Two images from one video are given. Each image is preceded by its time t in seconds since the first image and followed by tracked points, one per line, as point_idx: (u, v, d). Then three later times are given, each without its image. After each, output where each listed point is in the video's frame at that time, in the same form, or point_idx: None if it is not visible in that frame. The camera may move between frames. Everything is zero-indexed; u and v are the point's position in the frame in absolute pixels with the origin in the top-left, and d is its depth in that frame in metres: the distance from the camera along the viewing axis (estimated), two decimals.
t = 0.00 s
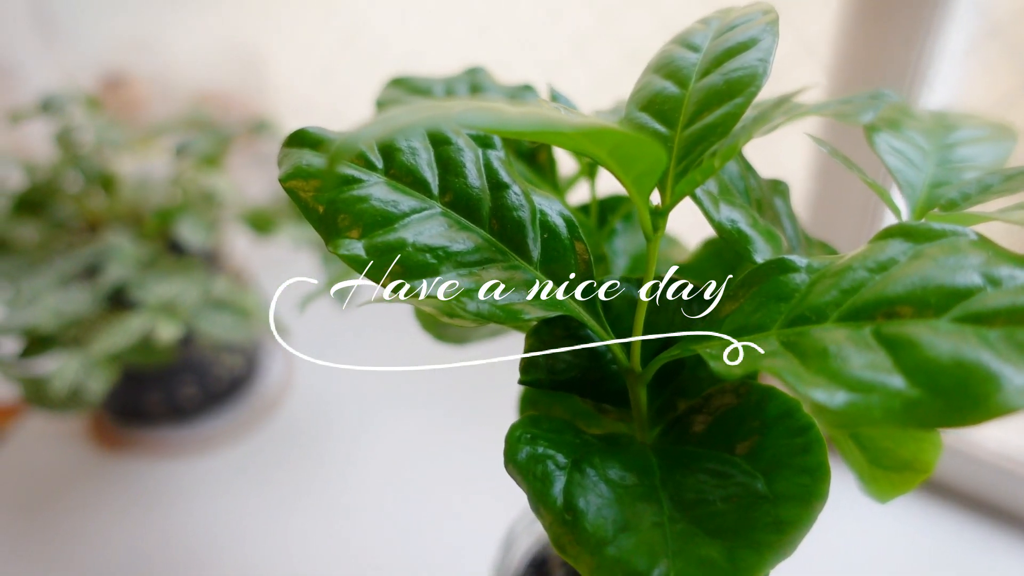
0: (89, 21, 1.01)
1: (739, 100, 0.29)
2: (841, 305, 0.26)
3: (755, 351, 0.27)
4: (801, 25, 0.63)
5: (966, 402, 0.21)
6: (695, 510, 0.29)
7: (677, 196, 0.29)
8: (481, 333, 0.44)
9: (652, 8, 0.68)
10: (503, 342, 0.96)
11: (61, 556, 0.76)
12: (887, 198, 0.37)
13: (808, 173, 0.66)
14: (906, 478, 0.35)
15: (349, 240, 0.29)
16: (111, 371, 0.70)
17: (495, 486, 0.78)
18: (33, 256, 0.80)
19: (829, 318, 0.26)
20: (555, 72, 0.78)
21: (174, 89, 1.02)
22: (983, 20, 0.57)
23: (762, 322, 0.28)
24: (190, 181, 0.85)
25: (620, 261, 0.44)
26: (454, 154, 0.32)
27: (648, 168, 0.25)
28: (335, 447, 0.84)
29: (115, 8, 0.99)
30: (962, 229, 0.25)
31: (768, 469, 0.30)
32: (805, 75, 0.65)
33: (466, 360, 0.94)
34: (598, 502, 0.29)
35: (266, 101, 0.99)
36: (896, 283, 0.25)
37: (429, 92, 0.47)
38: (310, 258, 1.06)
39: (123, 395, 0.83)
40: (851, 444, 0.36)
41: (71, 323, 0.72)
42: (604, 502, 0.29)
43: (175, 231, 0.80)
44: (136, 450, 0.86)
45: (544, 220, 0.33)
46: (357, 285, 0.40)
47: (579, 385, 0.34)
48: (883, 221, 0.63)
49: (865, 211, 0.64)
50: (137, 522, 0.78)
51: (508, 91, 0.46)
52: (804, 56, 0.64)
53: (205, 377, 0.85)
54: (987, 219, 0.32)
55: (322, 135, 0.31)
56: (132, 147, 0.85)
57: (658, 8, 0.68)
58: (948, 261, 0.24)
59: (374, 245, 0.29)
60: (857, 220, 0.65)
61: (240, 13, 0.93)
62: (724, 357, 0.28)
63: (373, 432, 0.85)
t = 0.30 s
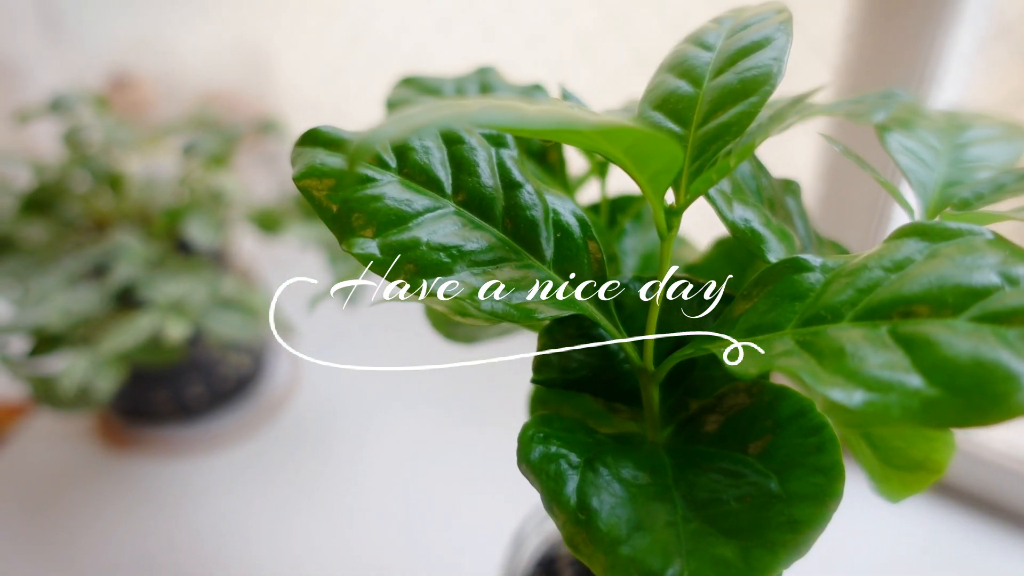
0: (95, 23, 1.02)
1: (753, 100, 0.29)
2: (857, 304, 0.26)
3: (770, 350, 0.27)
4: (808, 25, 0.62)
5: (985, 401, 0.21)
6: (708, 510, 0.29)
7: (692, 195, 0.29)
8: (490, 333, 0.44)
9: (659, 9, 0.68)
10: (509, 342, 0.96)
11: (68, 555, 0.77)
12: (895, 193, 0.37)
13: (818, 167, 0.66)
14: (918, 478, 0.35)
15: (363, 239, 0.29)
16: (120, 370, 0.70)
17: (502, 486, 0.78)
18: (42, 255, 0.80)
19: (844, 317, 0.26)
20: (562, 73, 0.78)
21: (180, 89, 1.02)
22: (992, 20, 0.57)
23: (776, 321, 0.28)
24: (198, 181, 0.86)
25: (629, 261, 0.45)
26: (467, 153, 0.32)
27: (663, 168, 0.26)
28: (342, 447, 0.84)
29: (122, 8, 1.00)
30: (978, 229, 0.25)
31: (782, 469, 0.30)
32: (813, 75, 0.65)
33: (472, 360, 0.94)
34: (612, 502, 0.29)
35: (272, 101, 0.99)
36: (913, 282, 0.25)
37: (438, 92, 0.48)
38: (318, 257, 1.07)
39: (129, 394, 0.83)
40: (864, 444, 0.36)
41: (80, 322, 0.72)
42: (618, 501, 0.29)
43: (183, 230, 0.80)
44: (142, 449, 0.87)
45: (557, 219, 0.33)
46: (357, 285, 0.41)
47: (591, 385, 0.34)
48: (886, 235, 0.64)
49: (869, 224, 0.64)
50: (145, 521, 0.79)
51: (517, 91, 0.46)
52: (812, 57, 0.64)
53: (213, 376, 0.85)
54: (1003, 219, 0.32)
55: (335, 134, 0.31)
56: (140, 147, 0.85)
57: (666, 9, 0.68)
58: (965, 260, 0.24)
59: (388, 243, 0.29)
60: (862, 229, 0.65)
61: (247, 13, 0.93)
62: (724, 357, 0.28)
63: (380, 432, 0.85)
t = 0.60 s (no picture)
0: (99, 23, 1.02)
1: (763, 99, 0.29)
2: (866, 303, 0.26)
3: (780, 348, 0.27)
4: (813, 26, 0.62)
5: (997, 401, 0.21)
6: (717, 508, 0.29)
7: (702, 193, 0.29)
8: (497, 331, 0.44)
9: (663, 9, 0.68)
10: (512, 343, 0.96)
11: (73, 554, 0.77)
12: (903, 190, 0.37)
13: (821, 168, 0.66)
14: (926, 477, 0.35)
15: (373, 238, 0.29)
16: (125, 369, 0.70)
17: (505, 486, 0.78)
18: (47, 254, 0.80)
19: (855, 315, 0.26)
20: (565, 73, 0.78)
21: (183, 89, 1.02)
22: (998, 20, 0.57)
23: (786, 320, 0.28)
24: (202, 181, 0.86)
25: (635, 260, 0.45)
26: (476, 152, 0.32)
27: (674, 166, 0.26)
28: (345, 446, 0.84)
29: (125, 7, 1.00)
30: (989, 228, 0.25)
31: (791, 467, 0.30)
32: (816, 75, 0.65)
33: (475, 360, 0.94)
34: (621, 500, 0.29)
35: (275, 101, 0.99)
36: (923, 281, 0.25)
37: (445, 91, 0.48)
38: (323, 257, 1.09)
39: (134, 393, 0.83)
40: (871, 444, 0.36)
41: (85, 321, 0.72)
42: (626, 499, 0.29)
43: (188, 229, 0.81)
44: (146, 448, 0.87)
45: (565, 218, 0.33)
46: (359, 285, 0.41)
47: (599, 383, 0.34)
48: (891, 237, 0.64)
49: (873, 225, 0.65)
50: (149, 520, 0.79)
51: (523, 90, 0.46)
52: (816, 57, 0.63)
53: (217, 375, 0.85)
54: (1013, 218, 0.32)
55: (344, 133, 0.31)
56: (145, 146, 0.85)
57: (670, 9, 0.67)
58: (975, 259, 0.24)
59: (398, 242, 0.29)
60: (866, 231, 0.66)
61: (251, 13, 0.93)
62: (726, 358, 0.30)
63: (383, 431, 0.85)
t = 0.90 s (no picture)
0: (104, 22, 1.02)
1: (774, 97, 0.29)
2: (877, 302, 0.26)
3: (791, 347, 0.27)
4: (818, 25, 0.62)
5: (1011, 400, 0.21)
6: (727, 507, 0.29)
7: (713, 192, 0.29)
8: (504, 330, 0.44)
9: (667, 8, 0.68)
10: (517, 343, 0.96)
11: (76, 552, 0.77)
12: (909, 188, 0.37)
13: (827, 169, 0.66)
14: (935, 477, 0.35)
15: (383, 237, 0.29)
16: (130, 368, 0.70)
17: (510, 486, 0.78)
18: (52, 253, 0.81)
19: (865, 315, 0.26)
20: (570, 73, 0.78)
21: (188, 88, 1.03)
22: (1003, 20, 0.56)
23: (796, 319, 0.28)
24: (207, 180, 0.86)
25: (642, 259, 0.45)
26: (485, 151, 0.32)
27: (685, 164, 0.26)
28: (349, 446, 0.84)
29: (130, 7, 1.00)
30: (1000, 227, 0.25)
31: (800, 467, 0.30)
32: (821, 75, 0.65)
33: (478, 360, 0.94)
34: (630, 499, 0.29)
35: (280, 101, 1.00)
36: (935, 280, 0.25)
37: (452, 90, 0.48)
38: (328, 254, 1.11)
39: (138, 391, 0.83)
40: (880, 444, 0.36)
41: (90, 320, 0.73)
42: (636, 497, 0.29)
43: (193, 228, 0.81)
44: (150, 446, 0.87)
45: (574, 217, 0.33)
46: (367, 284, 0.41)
47: (608, 381, 0.34)
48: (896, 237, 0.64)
49: (879, 224, 0.64)
50: (153, 519, 0.79)
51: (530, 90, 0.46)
52: (821, 57, 0.63)
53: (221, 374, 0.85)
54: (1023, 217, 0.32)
55: (353, 132, 0.31)
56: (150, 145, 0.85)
57: (674, 8, 0.67)
58: (987, 258, 0.24)
59: (408, 241, 0.29)
60: (871, 231, 0.65)
61: (255, 13, 0.93)
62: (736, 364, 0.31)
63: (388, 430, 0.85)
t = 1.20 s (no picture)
0: (108, 22, 1.02)
1: (785, 96, 0.29)
2: (891, 301, 0.26)
3: (804, 346, 0.27)
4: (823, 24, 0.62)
5: None
6: (738, 507, 0.29)
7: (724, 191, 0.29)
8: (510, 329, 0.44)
9: (672, 8, 0.68)
10: (521, 343, 0.96)
11: (80, 552, 0.77)
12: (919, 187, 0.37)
13: (834, 166, 0.66)
14: (944, 476, 0.35)
15: (393, 235, 0.29)
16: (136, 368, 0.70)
17: (516, 485, 0.78)
18: (57, 252, 0.81)
19: (879, 314, 0.26)
20: (574, 72, 0.78)
21: (191, 87, 1.03)
22: (1009, 19, 0.56)
23: (808, 318, 0.28)
24: (211, 180, 0.86)
25: (649, 258, 0.45)
26: (495, 149, 0.32)
27: (698, 163, 0.26)
28: (354, 445, 0.84)
29: (134, 6, 1.00)
30: (1015, 226, 0.25)
31: (811, 466, 0.30)
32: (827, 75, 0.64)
33: (481, 359, 0.94)
34: (642, 499, 0.29)
35: (284, 100, 1.00)
36: (949, 279, 0.24)
37: (459, 89, 0.48)
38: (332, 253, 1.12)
39: (141, 391, 0.83)
40: (889, 442, 0.36)
41: (96, 319, 0.73)
42: (647, 497, 0.29)
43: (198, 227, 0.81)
44: (154, 446, 0.87)
45: (585, 216, 0.32)
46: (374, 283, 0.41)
47: (618, 381, 0.34)
48: (902, 231, 0.65)
49: (885, 221, 0.65)
50: (158, 518, 0.79)
51: (537, 88, 0.46)
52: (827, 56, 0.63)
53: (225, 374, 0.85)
54: None
55: (362, 130, 0.31)
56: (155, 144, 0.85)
57: (680, 8, 0.67)
58: (1002, 257, 0.24)
59: (419, 239, 0.29)
60: (877, 227, 0.66)
61: (259, 13, 0.93)
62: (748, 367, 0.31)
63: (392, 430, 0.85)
